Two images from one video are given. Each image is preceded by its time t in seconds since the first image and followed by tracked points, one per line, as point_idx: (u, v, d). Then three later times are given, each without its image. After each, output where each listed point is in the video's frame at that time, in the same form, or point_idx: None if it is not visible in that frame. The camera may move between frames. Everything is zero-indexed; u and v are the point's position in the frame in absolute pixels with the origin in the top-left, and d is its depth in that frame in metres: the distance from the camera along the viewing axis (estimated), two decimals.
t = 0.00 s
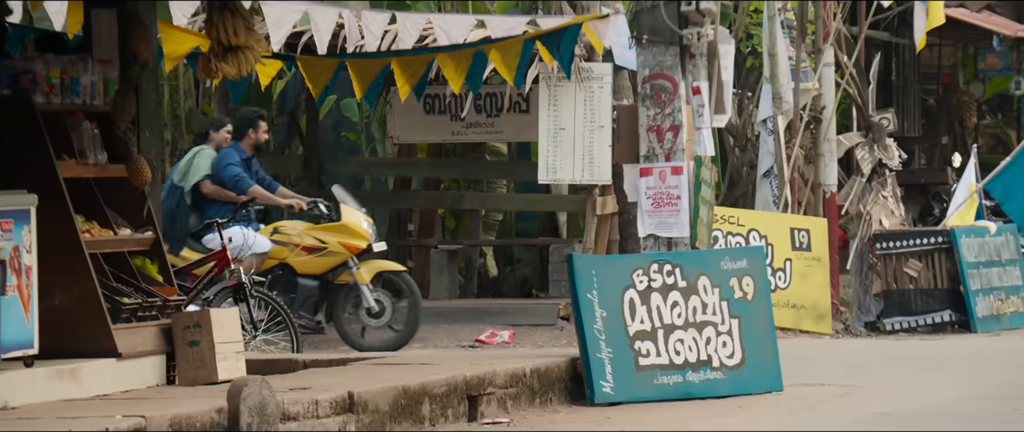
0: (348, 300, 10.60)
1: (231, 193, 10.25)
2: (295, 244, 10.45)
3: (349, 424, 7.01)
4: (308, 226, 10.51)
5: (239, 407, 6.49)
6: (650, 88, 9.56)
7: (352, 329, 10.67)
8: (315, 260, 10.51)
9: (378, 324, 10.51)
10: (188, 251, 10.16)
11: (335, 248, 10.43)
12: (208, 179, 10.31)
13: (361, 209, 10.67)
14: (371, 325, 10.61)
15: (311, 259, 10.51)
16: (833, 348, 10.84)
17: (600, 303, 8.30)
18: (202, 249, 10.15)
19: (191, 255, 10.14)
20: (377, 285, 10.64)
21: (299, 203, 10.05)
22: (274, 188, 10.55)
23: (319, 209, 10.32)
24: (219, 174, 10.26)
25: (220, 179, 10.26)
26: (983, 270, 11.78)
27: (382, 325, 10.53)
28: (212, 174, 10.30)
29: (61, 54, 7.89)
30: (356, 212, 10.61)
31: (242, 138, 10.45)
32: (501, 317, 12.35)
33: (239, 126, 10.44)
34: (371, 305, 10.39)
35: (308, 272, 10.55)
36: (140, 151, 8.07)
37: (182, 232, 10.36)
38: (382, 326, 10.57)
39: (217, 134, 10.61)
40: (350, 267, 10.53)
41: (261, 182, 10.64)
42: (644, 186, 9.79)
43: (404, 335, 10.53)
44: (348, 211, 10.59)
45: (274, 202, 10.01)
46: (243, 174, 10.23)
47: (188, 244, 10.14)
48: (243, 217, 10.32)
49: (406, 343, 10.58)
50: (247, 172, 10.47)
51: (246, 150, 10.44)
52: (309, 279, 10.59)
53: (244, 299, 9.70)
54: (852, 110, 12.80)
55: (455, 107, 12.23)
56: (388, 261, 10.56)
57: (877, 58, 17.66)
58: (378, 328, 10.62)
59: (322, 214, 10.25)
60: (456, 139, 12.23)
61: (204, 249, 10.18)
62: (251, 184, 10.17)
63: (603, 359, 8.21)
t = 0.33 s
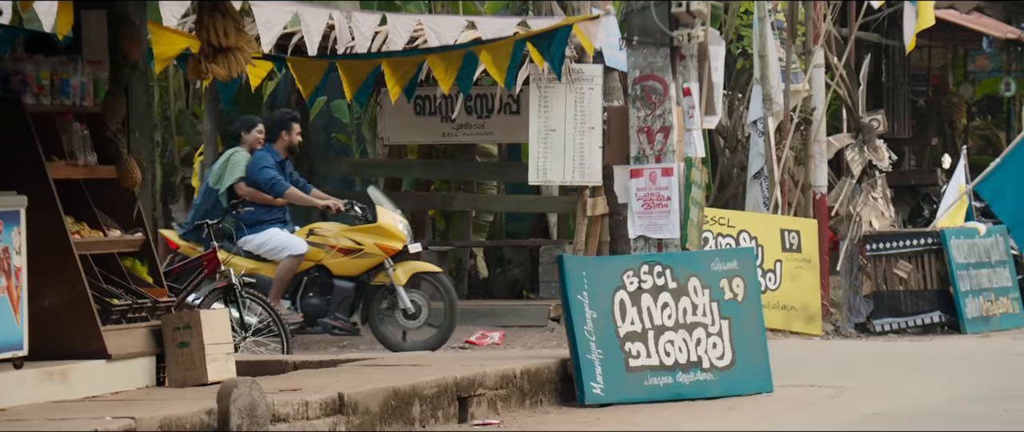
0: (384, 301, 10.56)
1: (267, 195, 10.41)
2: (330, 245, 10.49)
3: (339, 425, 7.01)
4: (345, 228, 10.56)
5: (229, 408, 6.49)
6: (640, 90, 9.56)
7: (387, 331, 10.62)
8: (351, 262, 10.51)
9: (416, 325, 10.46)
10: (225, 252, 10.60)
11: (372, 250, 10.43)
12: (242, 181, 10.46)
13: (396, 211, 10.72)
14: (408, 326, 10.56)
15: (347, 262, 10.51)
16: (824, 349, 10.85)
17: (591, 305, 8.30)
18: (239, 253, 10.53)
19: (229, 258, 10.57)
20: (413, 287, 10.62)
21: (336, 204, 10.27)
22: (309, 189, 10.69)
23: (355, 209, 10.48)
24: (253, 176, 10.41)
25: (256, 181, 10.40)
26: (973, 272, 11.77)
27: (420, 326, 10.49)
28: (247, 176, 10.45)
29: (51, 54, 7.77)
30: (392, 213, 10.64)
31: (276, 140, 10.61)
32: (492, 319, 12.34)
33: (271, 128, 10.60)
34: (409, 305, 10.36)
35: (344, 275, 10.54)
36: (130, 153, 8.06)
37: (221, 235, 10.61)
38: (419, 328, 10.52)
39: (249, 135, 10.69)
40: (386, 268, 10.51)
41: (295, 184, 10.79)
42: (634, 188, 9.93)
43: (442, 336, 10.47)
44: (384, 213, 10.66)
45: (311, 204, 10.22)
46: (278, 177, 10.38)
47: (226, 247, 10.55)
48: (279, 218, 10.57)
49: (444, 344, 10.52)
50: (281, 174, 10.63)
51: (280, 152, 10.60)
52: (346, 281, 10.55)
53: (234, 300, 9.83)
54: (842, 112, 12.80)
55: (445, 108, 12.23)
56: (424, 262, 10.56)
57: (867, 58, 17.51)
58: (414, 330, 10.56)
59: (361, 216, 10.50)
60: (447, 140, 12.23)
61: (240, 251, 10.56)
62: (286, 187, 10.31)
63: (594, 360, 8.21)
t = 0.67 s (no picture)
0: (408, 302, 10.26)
1: (293, 196, 10.18)
2: (356, 245, 10.25)
3: (317, 427, 6.99)
4: (370, 228, 10.32)
5: (206, 410, 6.48)
6: (619, 91, 9.50)
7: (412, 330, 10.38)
8: (377, 263, 10.27)
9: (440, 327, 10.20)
10: (251, 252, 10.37)
11: (397, 251, 10.18)
12: (269, 181, 10.22)
13: (422, 211, 10.46)
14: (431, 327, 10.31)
15: (372, 262, 10.27)
16: (803, 350, 10.85)
17: (570, 306, 8.31)
18: (266, 252, 10.32)
19: (254, 259, 10.33)
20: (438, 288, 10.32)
21: (362, 205, 10.11)
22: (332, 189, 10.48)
23: (380, 211, 10.28)
24: (280, 176, 10.19)
25: (281, 181, 10.19)
26: (950, 273, 11.74)
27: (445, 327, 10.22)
28: (272, 177, 10.22)
29: (28, 55, 7.69)
30: (417, 213, 10.40)
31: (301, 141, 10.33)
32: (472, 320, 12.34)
33: (296, 129, 10.31)
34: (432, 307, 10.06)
35: (369, 276, 10.31)
36: (108, 154, 8.00)
37: (245, 234, 10.27)
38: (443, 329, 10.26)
39: (273, 134, 10.52)
40: (412, 269, 10.23)
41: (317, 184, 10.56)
42: (613, 190, 10.08)
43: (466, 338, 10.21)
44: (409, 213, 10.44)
45: (338, 204, 10.03)
46: (305, 177, 10.16)
47: (251, 247, 10.31)
48: (304, 218, 10.31)
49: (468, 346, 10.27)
50: (306, 175, 10.38)
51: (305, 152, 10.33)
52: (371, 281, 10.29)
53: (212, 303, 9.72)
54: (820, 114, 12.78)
55: (424, 109, 12.20)
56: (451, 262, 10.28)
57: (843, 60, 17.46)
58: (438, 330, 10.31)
59: (386, 217, 10.25)
60: (426, 141, 12.18)
61: (265, 251, 10.36)
62: (313, 187, 10.11)
63: (573, 361, 8.21)
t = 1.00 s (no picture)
0: (426, 301, 10.12)
1: (311, 194, 10.10)
2: (374, 245, 10.07)
3: (288, 427, 6.99)
4: (388, 227, 10.12)
5: (177, 410, 6.45)
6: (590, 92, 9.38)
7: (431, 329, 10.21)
8: (395, 262, 10.08)
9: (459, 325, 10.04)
10: (269, 252, 10.22)
11: (416, 250, 9.98)
12: (288, 181, 10.12)
13: (440, 210, 10.26)
14: (450, 326, 10.15)
15: (390, 262, 10.08)
16: (773, 350, 10.87)
17: (540, 306, 8.32)
18: (284, 252, 10.18)
19: (273, 258, 10.19)
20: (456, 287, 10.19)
21: (380, 204, 10.00)
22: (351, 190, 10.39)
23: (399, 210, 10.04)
24: (300, 174, 10.12)
25: (301, 180, 10.13)
26: (919, 273, 11.75)
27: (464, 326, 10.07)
28: (291, 176, 10.14)
29: None
30: (436, 212, 10.18)
31: (321, 141, 10.28)
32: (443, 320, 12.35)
33: (316, 129, 10.26)
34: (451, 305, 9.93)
35: (387, 275, 10.12)
36: (76, 154, 7.94)
37: (263, 234, 10.14)
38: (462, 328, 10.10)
39: (291, 134, 10.43)
40: (429, 268, 10.07)
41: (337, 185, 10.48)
42: (584, 190, 10.10)
43: (485, 337, 10.04)
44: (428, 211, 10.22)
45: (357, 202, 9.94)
46: (324, 175, 10.10)
47: (269, 246, 10.18)
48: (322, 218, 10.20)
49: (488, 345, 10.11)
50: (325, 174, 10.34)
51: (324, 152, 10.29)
52: (389, 281, 10.13)
53: (182, 302, 9.85)
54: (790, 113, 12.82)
55: (396, 110, 12.18)
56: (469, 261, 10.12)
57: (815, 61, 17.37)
58: (458, 329, 10.15)
59: (404, 215, 10.03)
60: (397, 141, 12.15)
61: (284, 250, 10.22)
62: (332, 185, 10.03)
63: (543, 361, 8.23)
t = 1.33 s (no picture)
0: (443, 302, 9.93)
1: (327, 196, 9.94)
2: (391, 246, 9.94)
3: (255, 430, 6.95)
4: (404, 228, 9.99)
5: (145, 413, 6.42)
6: (560, 93, 9.47)
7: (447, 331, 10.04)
8: (412, 264, 9.94)
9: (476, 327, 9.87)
10: (284, 253, 10.08)
11: (433, 251, 9.84)
12: (305, 182, 9.98)
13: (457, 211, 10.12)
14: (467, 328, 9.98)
15: (407, 263, 9.94)
16: (742, 352, 10.88)
17: (509, 308, 8.33)
18: (300, 253, 10.05)
19: (289, 259, 10.05)
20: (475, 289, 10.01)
21: (395, 207, 9.81)
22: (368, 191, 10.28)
23: (413, 210, 9.96)
24: (316, 175, 9.94)
25: (317, 181, 9.95)
26: (886, 274, 11.76)
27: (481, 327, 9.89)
28: (309, 177, 9.98)
29: None
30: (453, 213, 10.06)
31: (338, 142, 10.12)
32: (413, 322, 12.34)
33: (334, 130, 10.09)
34: (466, 306, 9.74)
35: (403, 277, 9.97)
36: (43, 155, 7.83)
37: (280, 235, 10.01)
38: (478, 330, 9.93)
39: (309, 136, 10.27)
40: (446, 269, 9.92)
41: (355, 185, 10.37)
42: (553, 192, 9.96)
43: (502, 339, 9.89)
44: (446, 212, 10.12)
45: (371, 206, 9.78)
46: (340, 176, 9.92)
47: (285, 247, 10.04)
48: (338, 219, 10.07)
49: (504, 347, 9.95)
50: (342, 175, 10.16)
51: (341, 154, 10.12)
52: (406, 282, 9.95)
53: (149, 304, 9.76)
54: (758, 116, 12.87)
55: (364, 111, 12.14)
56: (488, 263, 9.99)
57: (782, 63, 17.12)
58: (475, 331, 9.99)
59: (419, 216, 9.95)
60: (366, 143, 12.13)
61: (300, 251, 10.08)
62: (347, 187, 9.86)
63: (511, 363, 8.22)
